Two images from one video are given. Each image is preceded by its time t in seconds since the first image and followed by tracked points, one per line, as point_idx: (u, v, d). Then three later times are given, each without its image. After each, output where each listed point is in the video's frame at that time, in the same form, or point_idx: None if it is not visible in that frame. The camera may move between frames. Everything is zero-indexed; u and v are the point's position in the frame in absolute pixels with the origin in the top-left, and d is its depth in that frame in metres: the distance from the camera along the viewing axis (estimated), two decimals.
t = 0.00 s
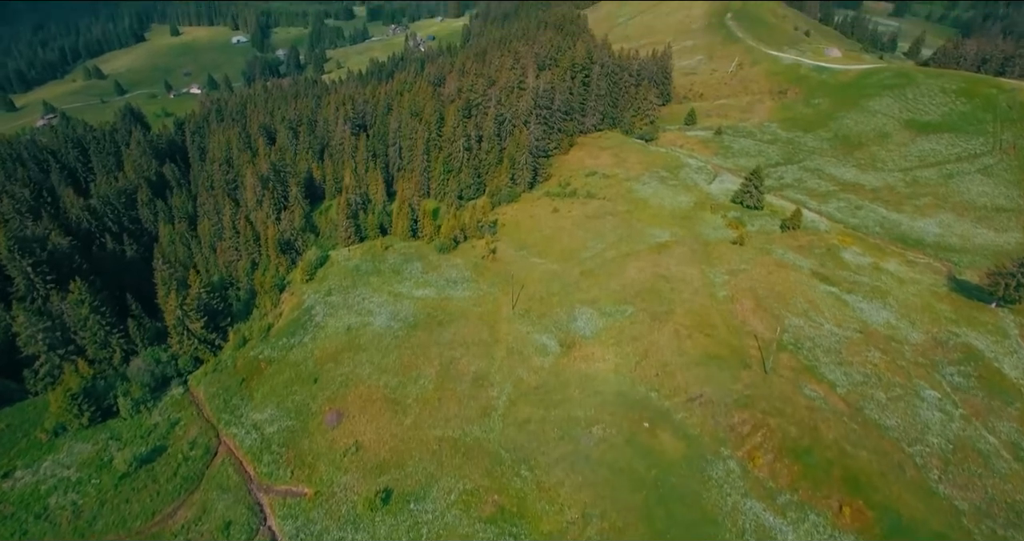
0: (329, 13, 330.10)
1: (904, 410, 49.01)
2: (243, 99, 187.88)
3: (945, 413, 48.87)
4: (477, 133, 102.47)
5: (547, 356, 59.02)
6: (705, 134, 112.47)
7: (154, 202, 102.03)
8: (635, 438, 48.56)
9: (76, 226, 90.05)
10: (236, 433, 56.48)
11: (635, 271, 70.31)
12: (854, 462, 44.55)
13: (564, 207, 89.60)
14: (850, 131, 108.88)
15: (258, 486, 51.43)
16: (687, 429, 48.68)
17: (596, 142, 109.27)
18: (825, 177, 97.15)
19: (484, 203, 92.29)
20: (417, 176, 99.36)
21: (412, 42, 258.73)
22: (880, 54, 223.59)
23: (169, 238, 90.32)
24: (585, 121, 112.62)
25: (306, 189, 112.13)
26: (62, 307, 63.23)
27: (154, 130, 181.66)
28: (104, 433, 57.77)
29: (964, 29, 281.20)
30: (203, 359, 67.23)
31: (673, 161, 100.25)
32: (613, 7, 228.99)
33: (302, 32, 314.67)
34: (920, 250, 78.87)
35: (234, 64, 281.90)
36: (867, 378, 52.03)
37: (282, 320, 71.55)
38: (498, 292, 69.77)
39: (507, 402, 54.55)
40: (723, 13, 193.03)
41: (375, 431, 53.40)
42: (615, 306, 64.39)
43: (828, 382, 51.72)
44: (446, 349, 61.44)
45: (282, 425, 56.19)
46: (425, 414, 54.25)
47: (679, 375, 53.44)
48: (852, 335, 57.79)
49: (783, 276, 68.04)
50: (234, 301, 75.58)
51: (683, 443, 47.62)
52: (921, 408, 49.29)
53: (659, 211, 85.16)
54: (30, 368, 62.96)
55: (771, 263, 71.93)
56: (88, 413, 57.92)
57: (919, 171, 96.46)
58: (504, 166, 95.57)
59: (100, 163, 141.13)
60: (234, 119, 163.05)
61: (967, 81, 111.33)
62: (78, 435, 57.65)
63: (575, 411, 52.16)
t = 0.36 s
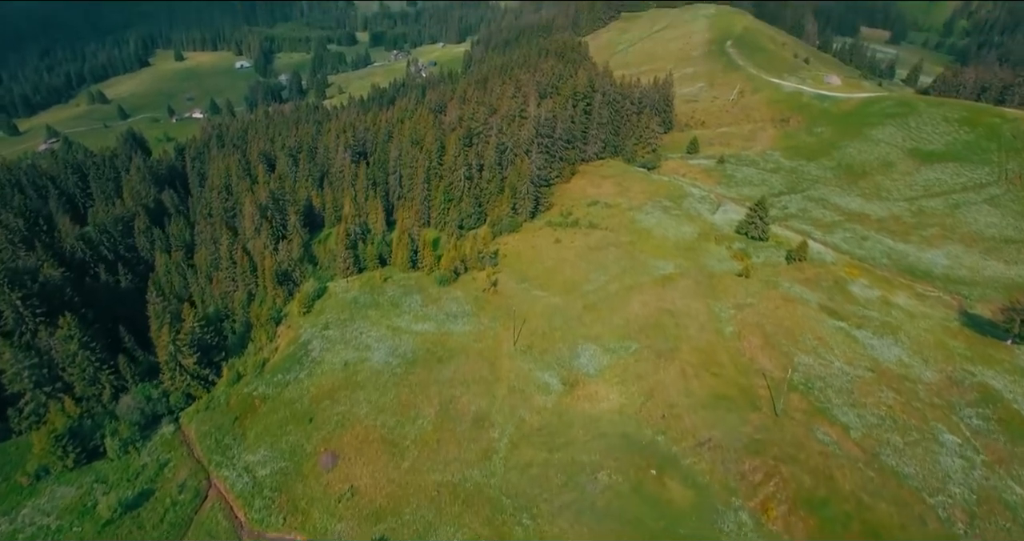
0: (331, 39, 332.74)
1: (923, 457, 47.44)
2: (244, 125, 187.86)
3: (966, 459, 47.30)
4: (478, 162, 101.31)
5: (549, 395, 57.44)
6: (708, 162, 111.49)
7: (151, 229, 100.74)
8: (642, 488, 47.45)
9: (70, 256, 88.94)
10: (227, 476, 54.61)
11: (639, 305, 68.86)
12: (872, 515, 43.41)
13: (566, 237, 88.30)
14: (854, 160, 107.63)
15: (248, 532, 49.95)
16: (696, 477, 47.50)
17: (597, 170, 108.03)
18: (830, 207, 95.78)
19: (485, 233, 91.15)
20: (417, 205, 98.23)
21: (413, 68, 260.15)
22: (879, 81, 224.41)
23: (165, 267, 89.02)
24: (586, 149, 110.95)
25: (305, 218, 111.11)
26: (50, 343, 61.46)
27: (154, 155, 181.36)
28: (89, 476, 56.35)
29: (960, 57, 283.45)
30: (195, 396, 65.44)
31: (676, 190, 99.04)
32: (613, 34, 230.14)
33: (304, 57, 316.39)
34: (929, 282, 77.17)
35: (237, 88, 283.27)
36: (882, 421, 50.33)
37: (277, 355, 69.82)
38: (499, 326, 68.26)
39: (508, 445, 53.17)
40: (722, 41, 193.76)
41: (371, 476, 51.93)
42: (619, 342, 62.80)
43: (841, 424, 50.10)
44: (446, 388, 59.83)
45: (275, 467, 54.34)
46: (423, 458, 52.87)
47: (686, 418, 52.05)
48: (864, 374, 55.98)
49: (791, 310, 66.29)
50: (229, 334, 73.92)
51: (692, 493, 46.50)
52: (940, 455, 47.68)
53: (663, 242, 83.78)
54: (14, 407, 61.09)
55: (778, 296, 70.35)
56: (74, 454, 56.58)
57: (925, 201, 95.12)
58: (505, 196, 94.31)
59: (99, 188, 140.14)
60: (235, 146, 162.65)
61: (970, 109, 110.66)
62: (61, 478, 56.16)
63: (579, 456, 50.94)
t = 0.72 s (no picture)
0: (333, 63, 334.92)
1: (945, 505, 46.33)
2: (245, 150, 187.49)
3: (992, 509, 46.16)
4: (479, 190, 99.98)
5: (553, 434, 55.98)
6: (711, 190, 110.25)
7: (148, 255, 99.37)
8: (651, 535, 46.19)
9: (63, 286, 87.83)
10: (218, 520, 53.36)
11: (644, 339, 67.38)
12: None
13: (568, 267, 86.89)
14: (858, 188, 106.04)
15: None
16: (707, 524, 46.36)
17: (599, 199, 106.85)
18: (836, 236, 94.27)
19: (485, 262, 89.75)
20: (417, 234, 97.00)
21: (414, 93, 261.05)
22: (878, 107, 224.96)
23: (160, 297, 87.64)
24: (588, 177, 109.98)
25: (304, 245, 109.89)
26: (36, 379, 59.86)
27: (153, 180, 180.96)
28: (72, 521, 55.36)
29: (956, 84, 285.14)
30: (187, 433, 63.62)
31: (679, 218, 97.80)
32: (613, 60, 231.08)
33: (306, 82, 318.01)
34: (938, 313, 75.36)
35: (239, 112, 284.24)
36: (900, 466, 49.16)
37: (272, 391, 67.90)
38: (500, 361, 66.71)
39: (509, 487, 51.87)
40: (722, 67, 194.21)
41: (367, 520, 50.89)
42: (623, 378, 61.05)
43: (857, 468, 49.17)
44: (446, 426, 58.28)
45: (268, 511, 53.04)
46: (422, 501, 51.63)
47: (695, 460, 50.87)
48: (877, 413, 54.51)
49: (799, 345, 64.43)
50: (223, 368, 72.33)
51: None
52: (964, 503, 46.55)
53: (667, 273, 82.31)
54: None
55: (785, 329, 68.66)
56: (57, 497, 55.34)
57: (932, 230, 93.67)
58: (506, 224, 93.07)
59: (97, 214, 138.92)
60: (235, 172, 162.13)
61: (972, 138, 110.12)
62: (42, 523, 55.01)
63: (585, 499, 49.64)
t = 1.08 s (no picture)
0: (335, 87, 336.95)
1: None
2: (245, 174, 187.01)
3: None
4: (481, 218, 98.77)
5: (557, 474, 54.63)
6: (714, 217, 109.00)
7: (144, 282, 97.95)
8: None
9: (55, 314, 86.43)
10: None
11: (649, 372, 65.78)
12: None
13: (570, 297, 85.35)
14: (863, 215, 104.40)
15: None
16: None
17: (601, 226, 105.79)
18: (842, 264, 92.70)
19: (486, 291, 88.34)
20: (417, 262, 95.86)
21: (414, 117, 261.70)
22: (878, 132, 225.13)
23: (154, 326, 86.10)
24: (589, 204, 109.28)
25: (302, 273, 108.64)
26: (22, 416, 58.07)
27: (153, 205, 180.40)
28: None
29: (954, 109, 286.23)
30: (177, 470, 61.84)
31: (683, 246, 96.50)
32: (613, 85, 231.83)
33: (308, 105, 319.55)
34: (950, 345, 73.39)
35: (240, 136, 285.08)
36: (921, 512, 47.90)
37: (267, 426, 66.20)
38: (501, 396, 65.21)
39: (512, 531, 50.61)
40: (722, 92, 194.47)
41: None
42: (629, 414, 59.56)
43: (875, 514, 47.98)
44: (446, 465, 56.84)
45: None
46: None
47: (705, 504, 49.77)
48: (894, 454, 53.15)
49: (810, 379, 62.67)
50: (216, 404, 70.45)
51: None
52: None
53: (671, 303, 80.80)
54: None
55: (793, 362, 66.85)
56: None
57: (939, 258, 92.19)
58: (508, 252, 91.76)
59: (94, 238, 137.59)
60: (235, 197, 161.39)
61: (976, 165, 109.13)
62: None
63: None
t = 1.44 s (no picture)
0: (336, 110, 338.68)
1: None
2: (245, 198, 186.11)
3: None
4: (481, 245, 97.59)
5: (561, 515, 53.97)
6: (718, 244, 107.67)
7: (139, 307, 96.23)
8: None
9: (46, 344, 84.85)
10: None
11: (654, 406, 64.60)
12: None
13: (572, 326, 83.91)
14: (868, 242, 103.03)
15: None
16: None
17: (603, 252, 104.68)
18: (848, 292, 91.14)
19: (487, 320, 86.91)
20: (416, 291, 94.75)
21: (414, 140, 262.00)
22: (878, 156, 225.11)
23: (148, 355, 84.40)
24: (591, 230, 107.95)
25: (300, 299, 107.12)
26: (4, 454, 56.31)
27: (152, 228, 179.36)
28: None
29: (952, 133, 287.18)
30: (168, 508, 60.29)
31: (686, 274, 95.24)
32: (613, 109, 232.33)
33: (309, 129, 320.51)
34: (964, 377, 71.59)
35: (241, 158, 285.08)
36: None
37: (261, 461, 64.65)
38: (503, 431, 64.09)
39: None
40: (722, 117, 194.54)
41: None
42: (635, 451, 58.90)
43: None
44: (446, 505, 55.89)
45: None
46: None
47: None
48: (913, 495, 53.38)
49: (820, 415, 61.56)
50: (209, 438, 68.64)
51: None
52: None
53: (675, 332, 79.43)
54: None
55: (803, 395, 65.14)
56: None
57: (947, 286, 90.86)
58: (509, 281, 90.48)
59: (92, 262, 135.91)
60: (235, 221, 160.28)
61: (981, 191, 108.20)
62: None
63: None
